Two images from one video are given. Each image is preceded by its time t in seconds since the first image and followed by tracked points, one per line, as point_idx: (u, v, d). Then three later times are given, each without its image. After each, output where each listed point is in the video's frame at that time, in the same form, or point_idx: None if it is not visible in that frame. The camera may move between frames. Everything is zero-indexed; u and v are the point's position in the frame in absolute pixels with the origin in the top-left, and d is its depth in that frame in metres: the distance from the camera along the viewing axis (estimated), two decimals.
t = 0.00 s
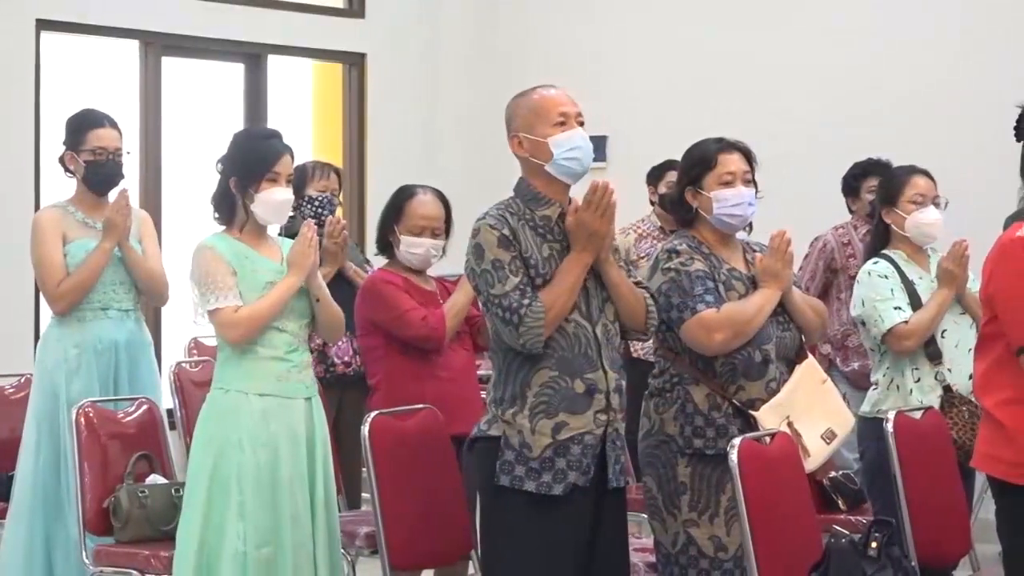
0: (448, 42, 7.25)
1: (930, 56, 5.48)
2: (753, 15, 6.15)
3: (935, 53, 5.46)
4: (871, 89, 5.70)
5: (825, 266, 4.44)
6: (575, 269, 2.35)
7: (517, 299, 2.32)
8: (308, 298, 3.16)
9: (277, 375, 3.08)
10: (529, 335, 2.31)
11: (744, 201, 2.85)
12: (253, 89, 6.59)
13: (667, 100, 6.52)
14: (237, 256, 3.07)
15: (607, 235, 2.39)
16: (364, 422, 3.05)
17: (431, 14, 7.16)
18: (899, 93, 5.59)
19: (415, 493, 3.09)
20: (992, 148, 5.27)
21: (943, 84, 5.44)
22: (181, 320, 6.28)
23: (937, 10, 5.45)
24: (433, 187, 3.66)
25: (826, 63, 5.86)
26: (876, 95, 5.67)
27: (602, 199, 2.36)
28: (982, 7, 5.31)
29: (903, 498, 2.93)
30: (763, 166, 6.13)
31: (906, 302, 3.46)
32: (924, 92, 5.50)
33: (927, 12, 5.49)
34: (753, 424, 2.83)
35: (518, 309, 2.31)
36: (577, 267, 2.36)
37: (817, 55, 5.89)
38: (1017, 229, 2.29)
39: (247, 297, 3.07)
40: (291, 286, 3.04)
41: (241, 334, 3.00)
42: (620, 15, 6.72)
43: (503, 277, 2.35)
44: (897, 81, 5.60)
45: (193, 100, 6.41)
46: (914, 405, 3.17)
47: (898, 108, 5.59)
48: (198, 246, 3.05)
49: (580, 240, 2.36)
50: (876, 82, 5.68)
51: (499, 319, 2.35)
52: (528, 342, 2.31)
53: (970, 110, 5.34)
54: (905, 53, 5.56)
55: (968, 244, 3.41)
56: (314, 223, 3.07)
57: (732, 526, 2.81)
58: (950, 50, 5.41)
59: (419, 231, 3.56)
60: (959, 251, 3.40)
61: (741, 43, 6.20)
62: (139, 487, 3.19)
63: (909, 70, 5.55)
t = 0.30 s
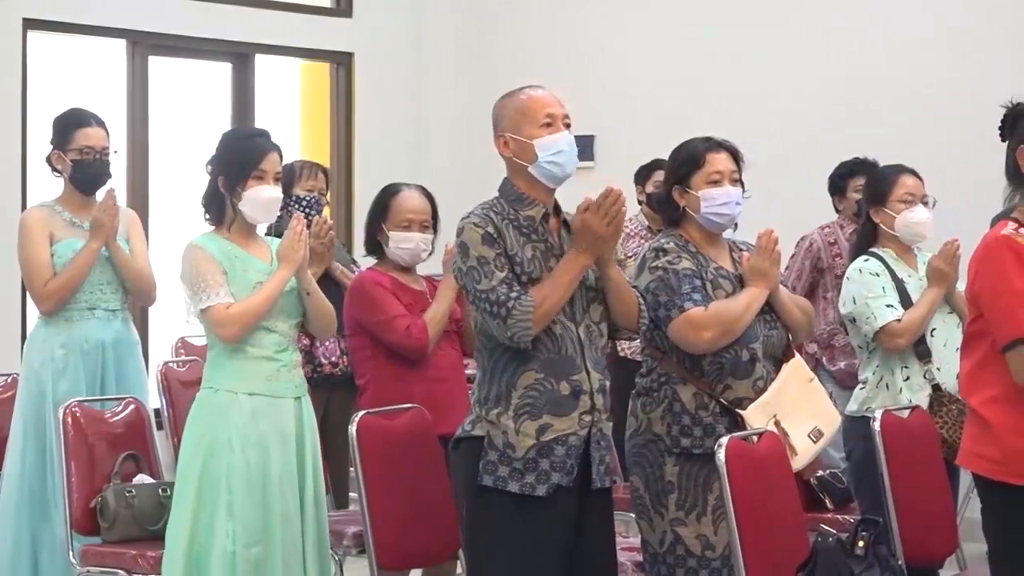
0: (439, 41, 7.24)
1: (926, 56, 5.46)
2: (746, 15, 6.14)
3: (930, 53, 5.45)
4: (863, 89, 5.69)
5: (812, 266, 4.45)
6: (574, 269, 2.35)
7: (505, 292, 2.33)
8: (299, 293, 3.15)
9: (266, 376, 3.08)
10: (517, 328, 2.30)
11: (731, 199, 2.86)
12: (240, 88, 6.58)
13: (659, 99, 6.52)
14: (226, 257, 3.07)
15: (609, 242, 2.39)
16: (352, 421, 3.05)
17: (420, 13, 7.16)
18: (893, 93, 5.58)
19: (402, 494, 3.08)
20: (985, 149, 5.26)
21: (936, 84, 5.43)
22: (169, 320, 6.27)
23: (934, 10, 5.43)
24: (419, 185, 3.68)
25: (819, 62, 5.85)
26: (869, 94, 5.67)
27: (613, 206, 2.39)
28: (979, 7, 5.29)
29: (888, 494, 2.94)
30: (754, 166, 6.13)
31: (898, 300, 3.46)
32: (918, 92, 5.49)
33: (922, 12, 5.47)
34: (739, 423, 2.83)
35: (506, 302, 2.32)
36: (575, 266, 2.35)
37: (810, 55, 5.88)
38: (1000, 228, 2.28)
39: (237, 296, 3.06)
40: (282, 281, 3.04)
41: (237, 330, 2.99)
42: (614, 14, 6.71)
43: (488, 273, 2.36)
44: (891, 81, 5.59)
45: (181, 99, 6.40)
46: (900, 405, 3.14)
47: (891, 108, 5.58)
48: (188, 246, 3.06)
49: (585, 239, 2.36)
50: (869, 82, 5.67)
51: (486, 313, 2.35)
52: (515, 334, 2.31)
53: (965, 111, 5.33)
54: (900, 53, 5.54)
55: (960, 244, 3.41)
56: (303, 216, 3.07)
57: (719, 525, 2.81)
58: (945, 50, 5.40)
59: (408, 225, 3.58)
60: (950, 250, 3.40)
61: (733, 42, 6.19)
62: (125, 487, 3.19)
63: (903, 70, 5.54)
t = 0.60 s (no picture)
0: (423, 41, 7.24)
1: (910, 59, 5.49)
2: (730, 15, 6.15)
3: (914, 55, 5.47)
4: (848, 90, 5.71)
5: (793, 266, 4.46)
6: (556, 271, 2.36)
7: (492, 299, 2.34)
8: (275, 298, 3.15)
9: (247, 377, 3.07)
10: (502, 334, 2.32)
11: (712, 197, 2.86)
12: (222, 89, 6.59)
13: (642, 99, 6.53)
14: (205, 259, 3.06)
15: (585, 243, 2.39)
16: (334, 421, 3.05)
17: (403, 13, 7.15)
18: (877, 94, 5.60)
19: (383, 494, 3.07)
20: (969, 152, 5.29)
21: (922, 87, 5.45)
22: (150, 319, 6.26)
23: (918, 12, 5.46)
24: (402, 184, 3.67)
25: (804, 63, 5.86)
26: (853, 95, 5.69)
27: (583, 205, 2.38)
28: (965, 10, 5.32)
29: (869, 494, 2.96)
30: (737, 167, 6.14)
31: (880, 298, 3.48)
32: (903, 94, 5.51)
33: (907, 14, 5.49)
34: (720, 422, 2.84)
35: (492, 309, 2.33)
36: (555, 271, 2.37)
37: (795, 56, 5.89)
38: (982, 228, 2.30)
39: (215, 298, 3.05)
40: (259, 283, 3.02)
41: (211, 333, 2.98)
42: (599, 14, 6.71)
43: (478, 275, 2.37)
44: (875, 82, 5.61)
45: (164, 99, 6.40)
46: (881, 405, 3.15)
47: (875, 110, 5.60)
48: (166, 248, 3.05)
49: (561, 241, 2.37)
50: (854, 84, 5.69)
51: (473, 316, 2.37)
52: (501, 342, 2.32)
53: (949, 113, 5.36)
54: (884, 55, 5.57)
55: (941, 244, 3.45)
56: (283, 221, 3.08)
57: (702, 524, 2.82)
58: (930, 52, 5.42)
59: (393, 223, 3.57)
60: (932, 250, 3.43)
61: (718, 43, 6.20)
62: (107, 487, 3.18)
63: (888, 72, 5.56)
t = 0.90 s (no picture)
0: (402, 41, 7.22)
1: (890, 61, 5.53)
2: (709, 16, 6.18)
3: (894, 57, 5.52)
4: (826, 92, 5.75)
5: (770, 266, 4.49)
6: (543, 266, 2.38)
7: (482, 295, 2.34)
8: (246, 298, 3.13)
9: (219, 377, 3.06)
10: (493, 331, 2.31)
11: (687, 197, 2.87)
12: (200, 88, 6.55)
13: (623, 99, 6.56)
14: (176, 259, 3.04)
15: (569, 237, 2.40)
16: (311, 421, 3.03)
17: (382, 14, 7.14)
18: (856, 96, 5.65)
19: (361, 495, 3.05)
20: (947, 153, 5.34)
21: (901, 89, 5.49)
22: (122, 318, 6.23)
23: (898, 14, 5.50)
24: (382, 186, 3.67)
25: (783, 65, 5.90)
26: (832, 97, 5.73)
27: (568, 200, 2.39)
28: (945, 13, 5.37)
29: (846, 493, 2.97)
30: (714, 167, 6.17)
31: (854, 297, 3.50)
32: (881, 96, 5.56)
33: (887, 16, 5.53)
34: (697, 422, 2.84)
35: (483, 305, 2.33)
36: (544, 266, 2.38)
37: (775, 57, 5.93)
38: (960, 229, 2.29)
39: (187, 297, 3.04)
40: (230, 283, 3.02)
41: (182, 333, 2.97)
42: (579, 15, 6.73)
43: (468, 273, 2.37)
44: (854, 83, 5.65)
45: (141, 99, 6.34)
46: (858, 404, 3.17)
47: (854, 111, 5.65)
48: (137, 248, 3.03)
49: (553, 236, 2.38)
50: (832, 86, 5.73)
51: (464, 314, 2.36)
52: (491, 338, 2.32)
53: (929, 115, 5.41)
54: (864, 56, 5.62)
55: (916, 243, 3.49)
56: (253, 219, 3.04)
57: (679, 524, 2.82)
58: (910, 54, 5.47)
59: (372, 224, 3.57)
60: (906, 249, 3.47)
61: (697, 44, 6.23)
62: (83, 487, 3.16)
63: (867, 74, 5.61)
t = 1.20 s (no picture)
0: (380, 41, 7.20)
1: (864, 65, 5.60)
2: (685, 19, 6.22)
3: (870, 63, 5.58)
4: (801, 94, 5.80)
5: (747, 266, 4.51)
6: (522, 265, 2.36)
7: (460, 293, 2.33)
8: (213, 296, 3.11)
9: (187, 378, 3.04)
10: (471, 328, 2.31)
11: (665, 199, 2.88)
12: (175, 88, 6.51)
13: (599, 101, 6.59)
14: (142, 258, 3.03)
15: (547, 236, 2.39)
16: (287, 423, 3.01)
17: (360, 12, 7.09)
18: (830, 99, 5.70)
19: (337, 496, 3.04)
20: (921, 157, 5.41)
21: (875, 94, 5.56)
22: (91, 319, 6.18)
23: (873, 17, 5.56)
24: (366, 190, 3.67)
25: (758, 68, 5.95)
26: (805, 99, 5.78)
27: (546, 197, 2.40)
28: (920, 17, 5.44)
29: (823, 493, 2.98)
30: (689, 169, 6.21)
31: (830, 298, 3.53)
32: (855, 99, 5.62)
33: (862, 20, 5.59)
34: (672, 424, 2.85)
35: (460, 302, 2.32)
36: (521, 266, 2.36)
37: (750, 60, 5.98)
38: (938, 229, 2.30)
39: (154, 296, 3.01)
40: (196, 282, 3.00)
41: (150, 333, 2.95)
42: (555, 17, 6.76)
43: (445, 272, 2.36)
44: (829, 86, 5.71)
45: (116, 99, 6.31)
46: (834, 405, 3.19)
47: (827, 114, 5.70)
48: (104, 247, 3.01)
49: (535, 235, 2.37)
50: (806, 88, 5.78)
51: (442, 313, 2.35)
52: (470, 336, 2.31)
53: (903, 118, 5.47)
54: (838, 60, 5.67)
55: (892, 244, 3.51)
56: (219, 217, 3.06)
57: (654, 524, 2.83)
58: (884, 57, 5.54)
59: (355, 229, 3.57)
60: (883, 250, 3.50)
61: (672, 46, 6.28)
62: (60, 489, 3.14)
63: (841, 77, 5.67)
